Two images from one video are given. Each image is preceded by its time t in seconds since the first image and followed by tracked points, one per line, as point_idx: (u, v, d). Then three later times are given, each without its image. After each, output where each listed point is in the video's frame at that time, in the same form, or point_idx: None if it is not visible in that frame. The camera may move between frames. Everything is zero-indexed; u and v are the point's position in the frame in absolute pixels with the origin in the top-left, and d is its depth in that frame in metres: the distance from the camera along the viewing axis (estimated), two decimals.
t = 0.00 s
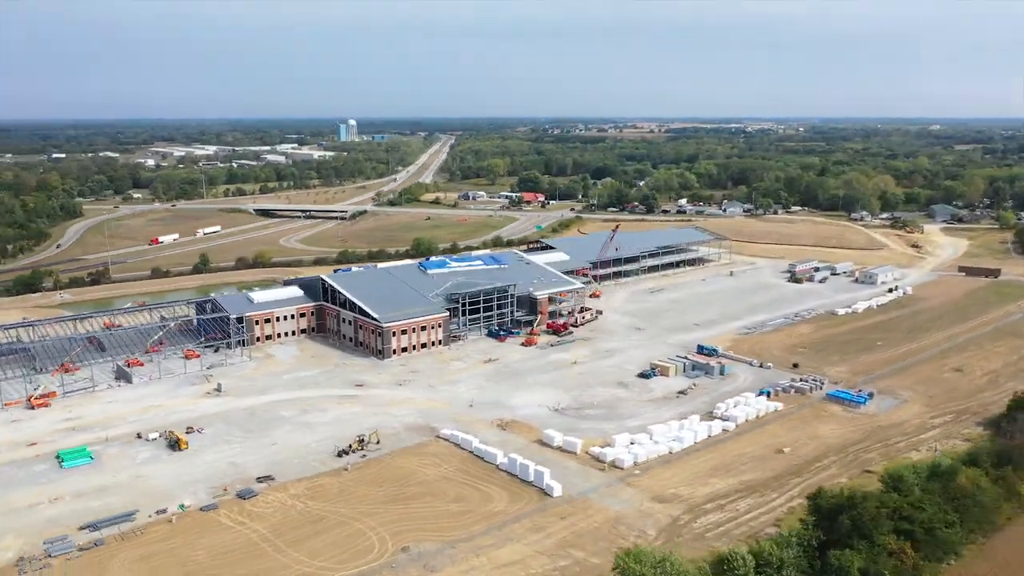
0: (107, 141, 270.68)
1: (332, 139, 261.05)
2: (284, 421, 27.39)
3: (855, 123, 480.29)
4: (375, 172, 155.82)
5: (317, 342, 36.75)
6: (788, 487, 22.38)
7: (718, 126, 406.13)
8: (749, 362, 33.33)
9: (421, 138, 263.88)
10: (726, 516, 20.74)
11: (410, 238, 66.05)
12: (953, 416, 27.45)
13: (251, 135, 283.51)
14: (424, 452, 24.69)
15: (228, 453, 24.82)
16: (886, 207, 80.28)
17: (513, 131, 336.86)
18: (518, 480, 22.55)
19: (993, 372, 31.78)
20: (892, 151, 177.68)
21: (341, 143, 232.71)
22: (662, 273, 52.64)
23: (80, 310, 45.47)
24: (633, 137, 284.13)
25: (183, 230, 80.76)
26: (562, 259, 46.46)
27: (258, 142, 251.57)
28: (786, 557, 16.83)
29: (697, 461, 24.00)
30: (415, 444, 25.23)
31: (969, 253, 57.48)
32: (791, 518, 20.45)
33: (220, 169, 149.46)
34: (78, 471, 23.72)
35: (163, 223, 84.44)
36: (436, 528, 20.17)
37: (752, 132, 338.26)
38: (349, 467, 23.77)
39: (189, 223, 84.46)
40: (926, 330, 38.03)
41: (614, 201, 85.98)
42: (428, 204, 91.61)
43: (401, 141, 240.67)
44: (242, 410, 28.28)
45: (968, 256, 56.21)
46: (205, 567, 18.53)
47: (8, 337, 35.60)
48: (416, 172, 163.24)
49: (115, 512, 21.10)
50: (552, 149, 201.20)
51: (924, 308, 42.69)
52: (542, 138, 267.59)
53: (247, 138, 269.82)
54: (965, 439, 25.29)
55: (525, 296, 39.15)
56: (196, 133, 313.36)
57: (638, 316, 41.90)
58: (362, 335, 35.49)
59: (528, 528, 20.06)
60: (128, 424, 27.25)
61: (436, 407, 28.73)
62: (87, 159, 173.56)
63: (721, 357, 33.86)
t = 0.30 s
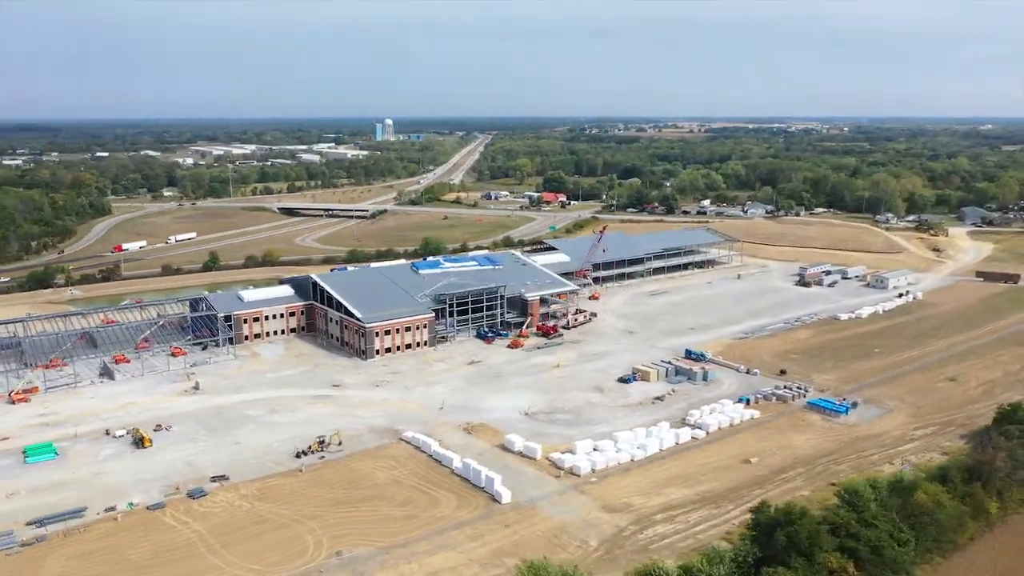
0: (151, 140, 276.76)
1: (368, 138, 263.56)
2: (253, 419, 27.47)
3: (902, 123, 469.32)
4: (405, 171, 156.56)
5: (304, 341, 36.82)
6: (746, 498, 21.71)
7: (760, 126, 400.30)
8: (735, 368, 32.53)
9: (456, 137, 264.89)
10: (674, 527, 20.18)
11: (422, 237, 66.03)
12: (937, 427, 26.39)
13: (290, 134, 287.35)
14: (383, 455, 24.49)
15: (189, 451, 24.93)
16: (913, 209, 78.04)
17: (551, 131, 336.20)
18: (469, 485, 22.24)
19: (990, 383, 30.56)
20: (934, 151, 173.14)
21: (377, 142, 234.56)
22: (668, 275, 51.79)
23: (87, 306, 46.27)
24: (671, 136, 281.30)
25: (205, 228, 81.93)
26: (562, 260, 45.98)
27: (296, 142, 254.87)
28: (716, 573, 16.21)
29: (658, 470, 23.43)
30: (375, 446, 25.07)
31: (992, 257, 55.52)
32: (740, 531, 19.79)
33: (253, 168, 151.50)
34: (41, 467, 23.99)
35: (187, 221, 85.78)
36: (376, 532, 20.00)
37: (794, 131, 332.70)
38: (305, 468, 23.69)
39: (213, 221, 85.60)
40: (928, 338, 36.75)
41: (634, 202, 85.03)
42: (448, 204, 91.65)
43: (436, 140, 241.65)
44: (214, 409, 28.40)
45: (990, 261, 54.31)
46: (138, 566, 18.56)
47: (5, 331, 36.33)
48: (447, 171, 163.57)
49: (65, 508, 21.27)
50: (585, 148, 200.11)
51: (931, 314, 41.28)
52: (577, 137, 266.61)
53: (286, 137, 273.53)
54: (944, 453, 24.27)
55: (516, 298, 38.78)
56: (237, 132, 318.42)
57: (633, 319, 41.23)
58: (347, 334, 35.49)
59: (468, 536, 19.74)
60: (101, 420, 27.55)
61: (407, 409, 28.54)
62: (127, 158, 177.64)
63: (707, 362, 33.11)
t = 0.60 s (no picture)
0: (200, 137, 282.26)
1: (411, 135, 264.85)
2: (224, 421, 27.12)
3: (961, 121, 454.78)
4: (441, 170, 156.56)
5: (296, 342, 36.50)
6: (709, 518, 20.53)
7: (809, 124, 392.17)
8: (729, 378, 31.18)
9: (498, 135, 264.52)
10: (625, 548, 19.13)
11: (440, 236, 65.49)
12: (932, 446, 24.79)
13: (335, 132, 290.33)
14: (344, 462, 23.88)
15: (152, 453, 24.64)
16: (953, 211, 74.93)
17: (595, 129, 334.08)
18: (422, 497, 21.50)
19: (1000, 398, 28.73)
20: (987, 151, 167.19)
21: (418, 140, 235.43)
22: (681, 278, 50.33)
23: (97, 302, 46.75)
24: (716, 134, 276.71)
25: (232, 225, 82.63)
26: (567, 262, 44.94)
27: (340, 139, 257.27)
28: None
29: (623, 485, 22.37)
30: (338, 453, 24.47)
31: None
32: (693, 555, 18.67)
33: (291, 165, 153.01)
34: (4, 465, 23.92)
35: (216, 218, 86.73)
36: (315, 544, 19.39)
37: (845, 129, 324.70)
38: (262, 474, 23.21)
39: (240, 219, 86.38)
40: (941, 348, 34.84)
41: (662, 202, 83.37)
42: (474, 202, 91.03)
43: (477, 138, 241.44)
44: (188, 409, 28.15)
45: None
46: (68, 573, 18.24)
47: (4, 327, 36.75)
48: (483, 169, 163.13)
49: (14, 510, 21.08)
50: (625, 146, 197.99)
51: (951, 323, 39.20)
52: (619, 134, 264.03)
53: (330, 135, 276.36)
54: (933, 474, 22.74)
55: (512, 300, 37.89)
56: (283, 129, 322.88)
57: (635, 324, 40.00)
58: (335, 335, 35.03)
59: (409, 550, 19.00)
60: (75, 418, 27.47)
61: (381, 413, 27.91)
62: (173, 155, 181.34)
63: (700, 372, 31.84)
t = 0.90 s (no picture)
0: (249, 132, 286.64)
1: (454, 131, 264.97)
2: (194, 423, 26.67)
3: None
4: (479, 166, 155.98)
5: (288, 341, 36.03)
6: (667, 543, 19.23)
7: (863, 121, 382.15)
8: (723, 389, 29.66)
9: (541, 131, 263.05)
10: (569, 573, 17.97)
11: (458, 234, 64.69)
12: (927, 470, 23.05)
13: (380, 127, 292.03)
14: (302, 469, 23.18)
15: (114, 455, 24.29)
16: (997, 213, 71.48)
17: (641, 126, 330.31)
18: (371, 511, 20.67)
19: (1011, 417, 26.74)
20: None
21: (460, 136, 235.39)
22: (696, 281, 48.64)
23: (107, 297, 47.09)
24: (764, 131, 270.90)
25: (259, 220, 83.05)
26: (574, 263, 43.70)
27: (384, 135, 258.68)
28: None
29: (585, 504, 21.20)
30: (298, 460, 23.80)
31: None
32: None
33: (330, 161, 154.02)
34: None
35: (246, 213, 87.41)
36: (249, 558, 18.72)
37: (900, 127, 315.17)
38: (216, 479, 22.64)
39: (269, 215, 86.84)
40: (957, 362, 32.75)
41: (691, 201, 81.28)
42: (502, 200, 90.07)
43: (520, 134, 240.45)
44: (162, 409, 27.79)
45: None
46: None
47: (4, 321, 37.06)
48: (521, 166, 162.11)
49: None
50: (667, 143, 194.87)
51: (974, 334, 36.92)
52: (663, 131, 260.57)
53: (374, 130, 278.05)
54: (922, 501, 21.05)
55: (508, 302, 36.83)
56: (330, 125, 326.26)
57: (638, 328, 38.60)
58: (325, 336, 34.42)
59: (343, 568, 18.19)
60: (48, 417, 27.32)
61: (354, 419, 27.17)
62: (218, 150, 184.32)
63: (693, 382, 30.38)
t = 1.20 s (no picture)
0: (294, 130, 290.24)
1: (495, 129, 264.52)
2: (162, 426, 26.24)
3: None
4: (515, 164, 155.12)
5: (278, 342, 35.56)
6: (616, 570, 18.04)
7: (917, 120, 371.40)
8: (713, 402, 28.23)
9: (583, 129, 260.99)
10: None
11: (476, 234, 63.83)
12: (915, 497, 21.43)
13: (422, 125, 293.10)
14: (257, 479, 22.52)
15: (74, 459, 23.96)
16: None
17: (686, 124, 325.72)
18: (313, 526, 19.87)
19: (1019, 440, 24.84)
20: None
21: (501, 134, 234.60)
22: (709, 285, 46.99)
23: (116, 295, 47.33)
24: (813, 130, 264.51)
25: (286, 218, 83.36)
26: (578, 267, 42.51)
27: (426, 133, 259.35)
28: None
29: (539, 524, 20.11)
30: (255, 469, 23.15)
31: None
32: None
33: (367, 159, 154.75)
34: None
35: (273, 211, 87.84)
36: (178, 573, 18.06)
37: (956, 126, 305.28)
38: (167, 487, 22.11)
39: (296, 213, 87.15)
40: (971, 378, 30.75)
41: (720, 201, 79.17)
42: (529, 199, 88.99)
43: (561, 132, 238.91)
44: (134, 411, 27.46)
45: None
46: None
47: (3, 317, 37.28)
48: (558, 164, 160.71)
49: None
50: (709, 142, 191.41)
51: (996, 347, 34.73)
52: (708, 129, 256.53)
53: (417, 128, 279.04)
54: (902, 532, 19.47)
55: (502, 306, 35.82)
56: (374, 123, 328.75)
57: (638, 335, 37.25)
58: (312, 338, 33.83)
59: None
60: (21, 417, 27.17)
61: (324, 424, 26.48)
62: (259, 147, 186.86)
63: (683, 394, 28.99)
